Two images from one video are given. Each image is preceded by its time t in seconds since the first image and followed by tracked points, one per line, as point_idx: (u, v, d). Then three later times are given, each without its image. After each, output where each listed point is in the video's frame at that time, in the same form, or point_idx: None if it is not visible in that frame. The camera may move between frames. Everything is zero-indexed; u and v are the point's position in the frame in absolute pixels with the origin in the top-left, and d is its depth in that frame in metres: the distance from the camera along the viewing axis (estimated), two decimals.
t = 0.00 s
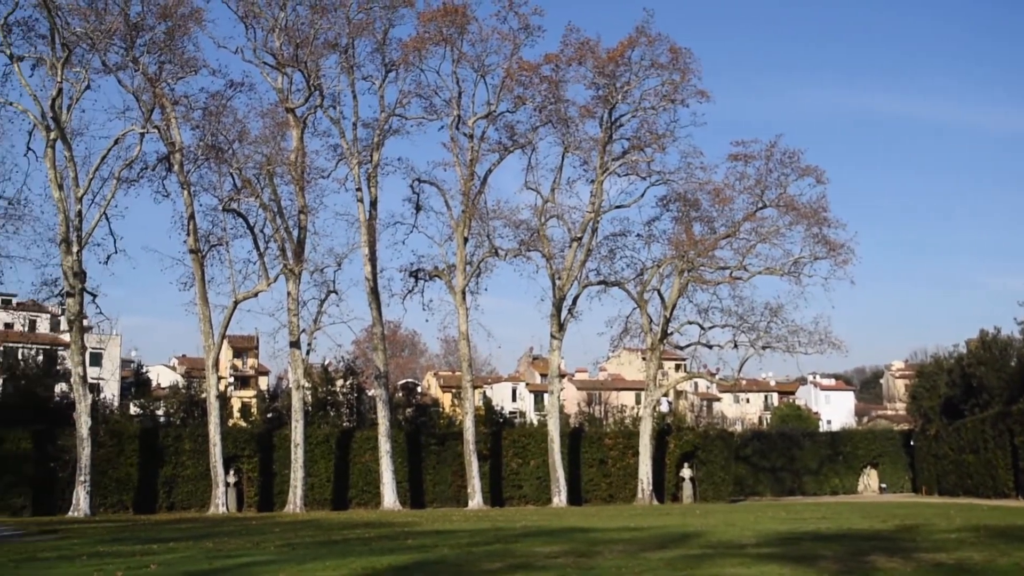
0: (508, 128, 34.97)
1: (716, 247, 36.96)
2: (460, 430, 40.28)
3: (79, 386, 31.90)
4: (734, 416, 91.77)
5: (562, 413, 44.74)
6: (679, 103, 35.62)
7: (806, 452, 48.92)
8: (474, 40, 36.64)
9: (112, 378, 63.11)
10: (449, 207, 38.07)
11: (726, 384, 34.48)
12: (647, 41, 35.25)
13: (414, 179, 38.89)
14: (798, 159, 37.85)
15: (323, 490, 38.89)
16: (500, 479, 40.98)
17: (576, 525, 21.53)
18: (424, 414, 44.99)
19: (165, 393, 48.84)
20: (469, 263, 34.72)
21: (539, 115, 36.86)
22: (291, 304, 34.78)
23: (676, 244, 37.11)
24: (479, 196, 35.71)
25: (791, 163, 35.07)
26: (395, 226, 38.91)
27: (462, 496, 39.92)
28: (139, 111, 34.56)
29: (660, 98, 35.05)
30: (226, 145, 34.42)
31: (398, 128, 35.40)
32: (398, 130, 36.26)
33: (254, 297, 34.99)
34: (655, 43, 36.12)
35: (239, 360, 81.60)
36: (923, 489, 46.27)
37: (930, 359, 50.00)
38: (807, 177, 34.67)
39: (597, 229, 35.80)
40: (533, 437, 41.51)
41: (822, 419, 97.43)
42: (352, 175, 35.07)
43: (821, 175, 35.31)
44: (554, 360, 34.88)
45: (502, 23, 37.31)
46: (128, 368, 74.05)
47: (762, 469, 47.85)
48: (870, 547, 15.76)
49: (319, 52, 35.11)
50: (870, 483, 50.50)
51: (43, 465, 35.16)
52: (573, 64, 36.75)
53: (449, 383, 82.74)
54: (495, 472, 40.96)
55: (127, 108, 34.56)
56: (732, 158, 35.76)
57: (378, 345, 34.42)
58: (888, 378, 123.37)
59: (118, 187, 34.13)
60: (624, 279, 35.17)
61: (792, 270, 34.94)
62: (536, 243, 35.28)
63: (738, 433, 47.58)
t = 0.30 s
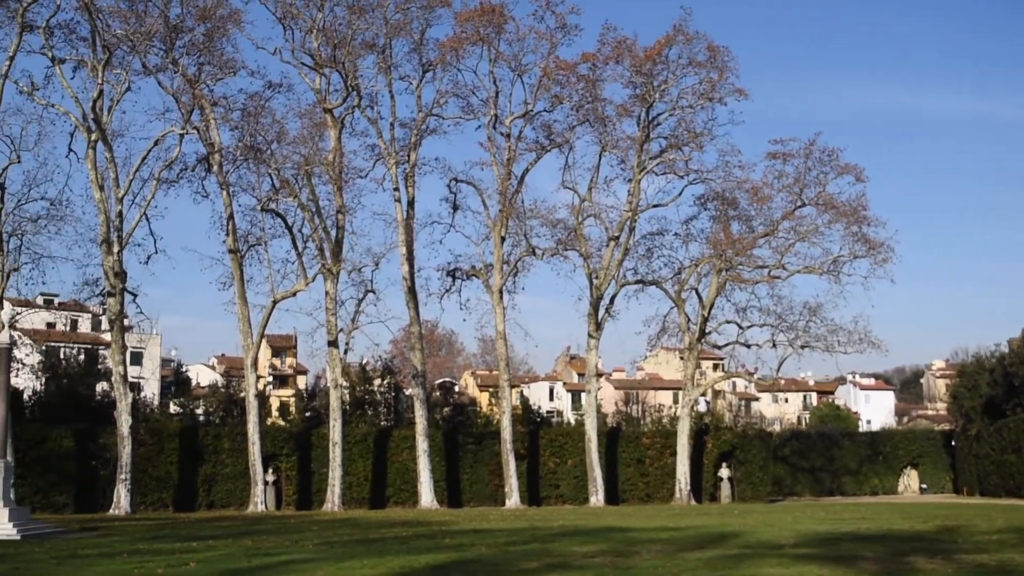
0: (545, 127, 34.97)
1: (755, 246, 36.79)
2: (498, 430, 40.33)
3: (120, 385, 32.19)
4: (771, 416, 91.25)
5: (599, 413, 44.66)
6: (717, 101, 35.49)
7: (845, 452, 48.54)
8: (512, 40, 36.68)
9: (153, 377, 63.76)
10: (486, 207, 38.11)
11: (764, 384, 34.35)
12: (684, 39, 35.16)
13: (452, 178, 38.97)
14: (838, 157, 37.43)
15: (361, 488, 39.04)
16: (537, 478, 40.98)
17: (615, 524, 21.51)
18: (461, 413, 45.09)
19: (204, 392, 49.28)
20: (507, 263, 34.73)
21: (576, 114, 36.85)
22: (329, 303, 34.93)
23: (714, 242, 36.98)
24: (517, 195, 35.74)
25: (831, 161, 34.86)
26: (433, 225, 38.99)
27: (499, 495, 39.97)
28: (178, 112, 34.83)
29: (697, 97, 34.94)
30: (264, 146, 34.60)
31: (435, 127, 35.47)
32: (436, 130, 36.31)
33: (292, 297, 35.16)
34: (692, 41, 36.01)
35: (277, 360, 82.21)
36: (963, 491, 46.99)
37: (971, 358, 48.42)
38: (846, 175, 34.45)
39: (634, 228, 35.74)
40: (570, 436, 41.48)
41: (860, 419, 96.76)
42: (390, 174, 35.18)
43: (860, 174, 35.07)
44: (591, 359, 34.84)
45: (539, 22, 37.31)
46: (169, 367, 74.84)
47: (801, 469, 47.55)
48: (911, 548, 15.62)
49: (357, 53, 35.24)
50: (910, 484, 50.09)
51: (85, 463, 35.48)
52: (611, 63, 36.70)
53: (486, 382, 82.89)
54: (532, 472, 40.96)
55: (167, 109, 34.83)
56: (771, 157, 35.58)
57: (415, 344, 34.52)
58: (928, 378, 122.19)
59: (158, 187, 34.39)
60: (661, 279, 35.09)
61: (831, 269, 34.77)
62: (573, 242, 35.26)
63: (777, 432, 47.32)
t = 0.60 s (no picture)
0: (566, 126, 34.95)
1: (777, 244, 36.67)
2: (519, 429, 40.35)
3: (143, 384, 32.36)
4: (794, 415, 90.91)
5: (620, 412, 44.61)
6: (739, 99, 35.40)
7: (868, 451, 48.27)
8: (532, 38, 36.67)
9: (177, 375, 64.14)
10: (507, 206, 38.12)
11: (787, 383, 34.24)
12: (705, 37, 35.08)
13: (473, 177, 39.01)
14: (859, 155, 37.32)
15: (382, 487, 39.14)
16: (558, 477, 40.97)
17: (636, 523, 21.51)
18: (482, 412, 45.13)
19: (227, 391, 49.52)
20: (528, 262, 34.73)
21: (597, 113, 36.81)
22: (350, 302, 35.00)
23: (736, 241, 36.88)
24: (538, 194, 35.74)
25: (853, 160, 34.74)
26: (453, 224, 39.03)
27: (520, 494, 39.98)
28: (201, 112, 34.98)
29: (718, 95, 34.86)
30: (286, 145, 34.68)
31: (456, 127, 35.50)
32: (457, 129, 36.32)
33: (314, 296, 35.24)
34: (713, 40, 35.93)
35: (299, 358, 82.57)
36: (987, 490, 47.23)
37: (995, 356, 47.97)
38: (869, 173, 34.31)
39: (656, 227, 35.69)
40: (592, 435, 41.43)
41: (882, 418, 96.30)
42: (411, 174, 35.23)
43: (884, 170, 35.12)
44: (613, 358, 34.81)
45: (560, 21, 37.29)
46: (193, 365, 75.27)
47: (823, 469, 47.35)
48: (934, 547, 15.55)
49: (377, 52, 35.29)
50: (933, 483, 49.80)
51: (108, 462, 35.69)
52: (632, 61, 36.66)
53: (507, 382, 82.95)
54: (553, 470, 40.94)
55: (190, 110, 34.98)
56: (793, 154, 35.47)
57: (437, 343, 34.56)
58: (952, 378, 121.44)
59: (181, 188, 34.54)
60: (683, 277, 35.02)
61: (854, 268, 34.70)
62: (594, 241, 35.22)
63: (799, 432, 47.14)
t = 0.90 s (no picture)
0: (590, 124, 34.91)
1: (803, 242, 36.50)
2: (544, 427, 40.34)
3: (170, 383, 32.55)
4: (821, 413, 90.49)
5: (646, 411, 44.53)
6: (764, 97, 35.29)
7: (895, 450, 47.91)
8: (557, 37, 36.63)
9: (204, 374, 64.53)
10: (532, 205, 38.12)
11: (813, 381, 34.07)
12: (730, 34, 34.97)
13: (498, 176, 39.06)
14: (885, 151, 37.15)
15: (408, 486, 39.23)
16: (583, 475, 40.93)
17: (662, 521, 21.48)
18: (507, 411, 45.18)
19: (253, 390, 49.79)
20: (552, 260, 34.71)
21: (621, 111, 36.77)
22: (375, 301, 35.09)
23: (761, 239, 36.74)
24: (562, 193, 35.72)
25: (880, 156, 34.58)
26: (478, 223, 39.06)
27: (546, 492, 39.98)
28: (226, 113, 35.14)
29: (743, 92, 34.76)
30: (311, 145, 34.76)
31: (480, 126, 35.52)
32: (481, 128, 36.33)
33: (339, 296, 35.34)
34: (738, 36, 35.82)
35: (325, 357, 82.98)
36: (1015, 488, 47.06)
37: None
38: (895, 169, 34.15)
39: (681, 224, 35.61)
40: (617, 434, 41.37)
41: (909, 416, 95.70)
42: (435, 173, 35.28)
43: (911, 167, 35.05)
44: (638, 356, 34.75)
45: (584, 19, 37.26)
46: (220, 364, 75.72)
47: (850, 467, 47.10)
48: (963, 546, 15.45)
49: (401, 52, 35.35)
50: (961, 481, 49.42)
51: (136, 460, 35.93)
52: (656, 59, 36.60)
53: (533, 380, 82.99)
54: (578, 469, 40.92)
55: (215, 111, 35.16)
56: (818, 151, 35.34)
57: (462, 342, 34.60)
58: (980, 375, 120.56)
59: (207, 188, 34.71)
60: (708, 275, 34.93)
61: (880, 265, 34.56)
62: (619, 239, 35.17)
63: (826, 430, 46.91)
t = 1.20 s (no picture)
0: (614, 123, 34.86)
1: (828, 239, 36.33)
2: (570, 427, 40.32)
3: (197, 384, 32.73)
4: (847, 412, 90.03)
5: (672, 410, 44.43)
6: (788, 94, 35.16)
7: (923, 448, 47.58)
8: (580, 35, 36.59)
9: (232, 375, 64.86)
10: (556, 204, 38.14)
11: (840, 379, 33.90)
12: (754, 32, 34.87)
13: (522, 175, 39.12)
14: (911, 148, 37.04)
15: (434, 486, 39.31)
16: (609, 475, 40.88)
17: (689, 521, 21.43)
18: (532, 410, 45.22)
19: (279, 390, 50.00)
20: (577, 259, 34.68)
21: (645, 110, 36.71)
22: (400, 301, 35.16)
23: (787, 237, 36.61)
24: (587, 192, 35.68)
25: (906, 153, 34.41)
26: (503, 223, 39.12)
27: (571, 491, 39.94)
28: (251, 114, 35.30)
29: (768, 89, 34.63)
30: (336, 146, 34.84)
31: (504, 125, 35.52)
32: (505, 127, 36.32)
33: (365, 296, 35.42)
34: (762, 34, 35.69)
35: (350, 357, 83.34)
36: None
37: None
38: (922, 166, 33.98)
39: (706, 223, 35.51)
40: (643, 433, 41.30)
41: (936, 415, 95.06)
42: (459, 172, 35.32)
43: (937, 163, 34.89)
44: (663, 355, 34.68)
45: (607, 17, 37.22)
46: (247, 365, 76.09)
47: (878, 466, 46.84)
48: (992, 546, 15.34)
49: (425, 52, 35.39)
50: (990, 480, 49.06)
51: (164, 460, 36.17)
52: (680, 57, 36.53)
53: (558, 380, 82.96)
54: (604, 469, 40.87)
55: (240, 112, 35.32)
56: (844, 149, 35.19)
57: (487, 342, 34.61)
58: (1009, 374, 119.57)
59: (232, 189, 34.89)
60: (734, 274, 34.83)
61: (907, 262, 34.39)
62: (644, 238, 35.11)
63: (853, 429, 46.67)
